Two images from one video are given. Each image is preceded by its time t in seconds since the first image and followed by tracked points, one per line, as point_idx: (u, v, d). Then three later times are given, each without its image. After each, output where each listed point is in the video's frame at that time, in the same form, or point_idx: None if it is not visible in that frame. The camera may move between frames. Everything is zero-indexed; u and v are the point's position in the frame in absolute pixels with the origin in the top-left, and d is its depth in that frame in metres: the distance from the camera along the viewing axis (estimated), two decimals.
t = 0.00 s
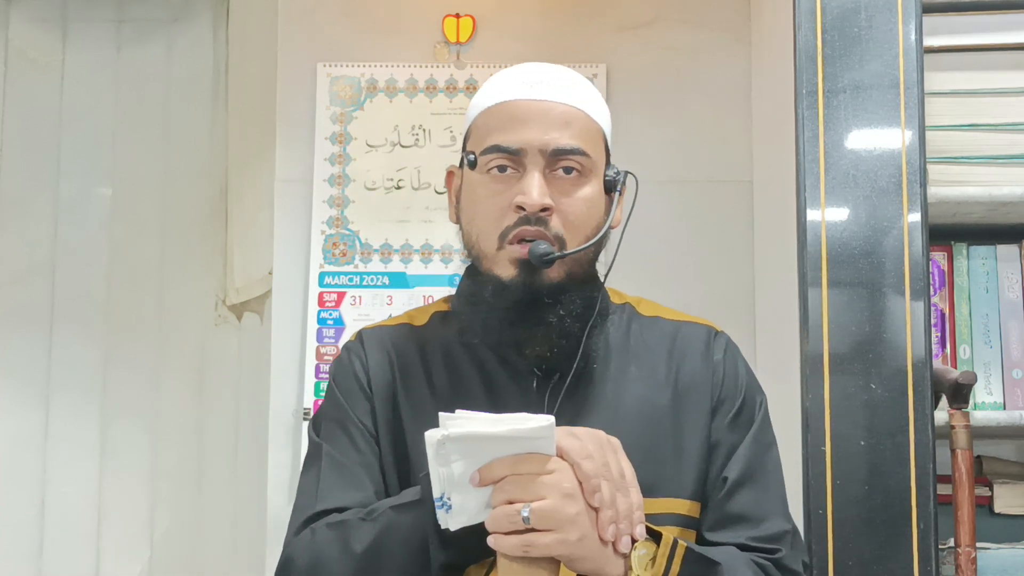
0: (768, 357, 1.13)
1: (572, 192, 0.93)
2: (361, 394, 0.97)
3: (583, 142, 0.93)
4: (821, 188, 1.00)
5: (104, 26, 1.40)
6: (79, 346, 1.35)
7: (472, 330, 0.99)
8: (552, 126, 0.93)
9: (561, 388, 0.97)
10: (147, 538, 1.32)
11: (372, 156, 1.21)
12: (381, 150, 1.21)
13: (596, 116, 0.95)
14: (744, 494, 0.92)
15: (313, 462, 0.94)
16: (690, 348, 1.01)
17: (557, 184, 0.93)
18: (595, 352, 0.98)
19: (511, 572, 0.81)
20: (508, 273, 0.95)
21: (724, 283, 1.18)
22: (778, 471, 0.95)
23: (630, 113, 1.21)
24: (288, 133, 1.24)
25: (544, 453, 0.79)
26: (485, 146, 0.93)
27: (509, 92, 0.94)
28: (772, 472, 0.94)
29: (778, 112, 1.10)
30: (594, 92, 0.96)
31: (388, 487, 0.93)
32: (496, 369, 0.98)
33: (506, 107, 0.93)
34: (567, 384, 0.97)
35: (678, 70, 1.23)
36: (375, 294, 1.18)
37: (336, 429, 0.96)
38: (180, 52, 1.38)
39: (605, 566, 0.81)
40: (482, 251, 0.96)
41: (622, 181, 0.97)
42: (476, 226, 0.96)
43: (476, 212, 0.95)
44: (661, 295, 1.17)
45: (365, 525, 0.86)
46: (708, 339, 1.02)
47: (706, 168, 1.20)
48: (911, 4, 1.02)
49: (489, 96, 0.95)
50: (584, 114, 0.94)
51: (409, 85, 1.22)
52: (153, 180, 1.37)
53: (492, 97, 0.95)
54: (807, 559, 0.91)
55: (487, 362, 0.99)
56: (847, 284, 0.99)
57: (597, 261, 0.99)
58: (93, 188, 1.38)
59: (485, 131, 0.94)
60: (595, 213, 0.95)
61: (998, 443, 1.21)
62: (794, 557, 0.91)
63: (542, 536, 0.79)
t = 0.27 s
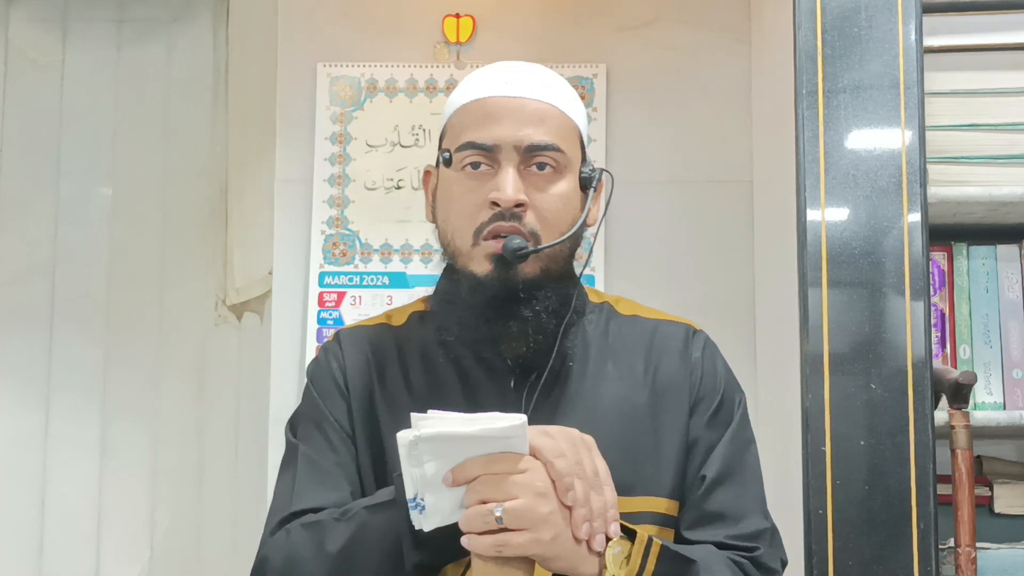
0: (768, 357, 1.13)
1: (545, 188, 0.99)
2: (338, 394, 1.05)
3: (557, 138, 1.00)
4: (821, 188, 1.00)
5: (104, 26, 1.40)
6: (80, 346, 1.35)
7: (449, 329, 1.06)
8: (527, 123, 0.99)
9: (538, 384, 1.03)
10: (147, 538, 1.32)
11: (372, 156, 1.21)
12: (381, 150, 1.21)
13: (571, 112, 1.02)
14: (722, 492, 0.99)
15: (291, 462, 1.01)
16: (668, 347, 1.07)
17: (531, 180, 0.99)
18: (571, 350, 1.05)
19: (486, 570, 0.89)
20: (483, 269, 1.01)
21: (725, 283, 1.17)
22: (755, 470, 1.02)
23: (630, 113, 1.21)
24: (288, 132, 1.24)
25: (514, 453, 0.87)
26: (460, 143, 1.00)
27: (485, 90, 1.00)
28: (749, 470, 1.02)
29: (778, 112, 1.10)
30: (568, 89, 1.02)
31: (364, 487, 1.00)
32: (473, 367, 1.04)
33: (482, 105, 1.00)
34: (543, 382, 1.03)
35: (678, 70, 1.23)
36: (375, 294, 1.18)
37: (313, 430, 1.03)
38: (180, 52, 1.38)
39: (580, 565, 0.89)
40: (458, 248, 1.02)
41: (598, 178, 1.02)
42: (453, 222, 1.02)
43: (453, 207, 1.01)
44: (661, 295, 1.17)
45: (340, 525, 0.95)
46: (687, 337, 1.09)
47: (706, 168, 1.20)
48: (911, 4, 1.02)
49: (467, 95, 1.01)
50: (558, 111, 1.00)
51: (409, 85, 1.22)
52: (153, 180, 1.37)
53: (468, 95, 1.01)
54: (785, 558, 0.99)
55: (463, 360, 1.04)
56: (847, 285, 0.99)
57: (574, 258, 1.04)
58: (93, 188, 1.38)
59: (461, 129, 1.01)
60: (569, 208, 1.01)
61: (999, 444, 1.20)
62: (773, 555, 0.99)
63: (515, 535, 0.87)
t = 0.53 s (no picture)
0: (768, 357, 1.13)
1: (517, 183, 1.10)
2: (313, 396, 1.14)
3: (529, 135, 1.10)
4: (821, 188, 1.00)
5: (105, 26, 1.40)
6: (80, 345, 1.35)
7: (423, 329, 1.16)
8: (499, 120, 1.10)
9: (512, 381, 1.13)
10: (147, 538, 1.32)
11: (372, 156, 1.21)
12: (381, 150, 1.20)
13: (542, 108, 1.12)
14: (697, 490, 1.09)
15: (264, 463, 1.12)
16: (643, 348, 1.15)
17: (505, 176, 1.10)
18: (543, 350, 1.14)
19: (459, 570, 1.04)
20: (457, 263, 1.13)
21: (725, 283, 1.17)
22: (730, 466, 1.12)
23: (630, 113, 1.21)
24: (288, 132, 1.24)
25: (485, 453, 1.02)
26: (434, 141, 1.11)
27: (460, 89, 1.11)
28: (724, 469, 1.12)
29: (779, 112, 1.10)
30: (538, 88, 1.13)
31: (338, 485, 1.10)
32: (448, 366, 1.15)
33: (455, 104, 1.11)
34: (514, 379, 1.13)
35: (678, 70, 1.23)
36: (376, 294, 1.18)
37: (288, 431, 1.13)
38: (181, 52, 1.38)
39: (552, 564, 1.03)
40: (433, 241, 1.13)
41: (570, 174, 1.13)
42: (427, 217, 1.13)
43: (427, 202, 1.12)
44: (664, 295, 1.18)
45: (311, 526, 1.08)
46: (661, 337, 1.16)
47: (705, 168, 1.20)
48: (911, 5, 1.02)
49: (441, 93, 1.12)
50: (530, 109, 1.11)
51: (409, 85, 1.22)
52: (153, 180, 1.37)
53: (443, 94, 1.12)
54: (759, 555, 1.10)
55: (438, 359, 1.15)
56: (847, 284, 0.99)
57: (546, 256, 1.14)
58: (93, 188, 1.38)
59: (435, 126, 1.12)
60: (542, 203, 1.11)
61: (1000, 444, 1.20)
62: (745, 554, 1.10)
63: (486, 535, 1.03)
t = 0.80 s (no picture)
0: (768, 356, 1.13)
1: (492, 180, 1.05)
2: (285, 395, 1.09)
3: (505, 133, 1.06)
4: (821, 187, 1.00)
5: (105, 26, 1.40)
6: (80, 345, 1.35)
7: (398, 329, 1.11)
8: (473, 118, 1.05)
9: (487, 379, 1.09)
10: (147, 538, 1.32)
11: (372, 156, 1.20)
12: (381, 149, 1.19)
13: (517, 107, 1.08)
14: (671, 488, 1.05)
15: (235, 464, 1.06)
16: (618, 347, 1.12)
17: (480, 173, 1.05)
18: (519, 347, 1.11)
19: (431, 570, 0.94)
20: (434, 263, 1.06)
21: (726, 282, 1.18)
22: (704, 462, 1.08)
23: (630, 113, 1.22)
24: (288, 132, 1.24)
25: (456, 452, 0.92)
26: (409, 139, 1.06)
27: (434, 86, 1.07)
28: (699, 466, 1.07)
29: (778, 112, 1.10)
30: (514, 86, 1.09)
31: (311, 487, 1.04)
32: (423, 365, 1.10)
33: (429, 101, 1.06)
34: (491, 378, 1.09)
35: (677, 70, 1.23)
36: (375, 295, 1.18)
37: (260, 431, 1.07)
38: (181, 52, 1.38)
39: (525, 563, 0.94)
40: (409, 241, 1.07)
41: (546, 173, 1.08)
42: (402, 217, 1.08)
43: (401, 202, 1.07)
44: (665, 295, 1.18)
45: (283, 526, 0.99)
46: (636, 336, 1.14)
47: (705, 168, 1.21)
48: (911, 5, 1.02)
49: (415, 92, 1.08)
50: (504, 107, 1.07)
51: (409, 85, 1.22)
52: (154, 180, 1.37)
53: (417, 91, 1.07)
54: (733, 552, 1.05)
55: (413, 358, 1.10)
56: (847, 284, 0.99)
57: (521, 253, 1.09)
58: (93, 188, 1.38)
59: (409, 124, 1.07)
60: (517, 201, 1.06)
61: (1000, 444, 1.19)
62: (720, 550, 1.05)
63: (458, 535, 0.93)
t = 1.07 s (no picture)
0: (767, 356, 1.13)
1: (467, 186, 0.98)
2: (259, 395, 1.01)
3: (479, 137, 0.99)
4: (821, 187, 1.00)
5: (104, 26, 1.40)
6: (79, 345, 1.35)
7: (373, 330, 1.03)
8: (447, 122, 0.98)
9: (465, 380, 1.01)
10: (146, 538, 1.31)
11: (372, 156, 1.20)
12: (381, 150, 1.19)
13: (492, 112, 1.02)
14: (648, 484, 0.96)
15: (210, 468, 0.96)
16: (595, 344, 1.05)
17: (454, 179, 0.98)
18: (497, 347, 1.02)
19: (407, 572, 0.82)
20: (410, 271, 0.98)
21: (725, 283, 1.19)
22: (681, 460, 0.99)
23: (630, 113, 1.22)
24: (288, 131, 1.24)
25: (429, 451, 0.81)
26: (381, 145, 0.99)
27: (405, 90, 1.00)
28: (676, 462, 0.98)
29: (779, 112, 1.10)
30: (490, 90, 1.03)
31: (285, 486, 0.98)
32: (400, 366, 1.02)
33: (402, 106, 0.99)
34: (470, 379, 1.01)
35: (677, 70, 1.23)
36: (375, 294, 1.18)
37: (235, 434, 0.99)
38: (181, 52, 1.38)
39: (499, 563, 0.83)
40: (384, 249, 0.99)
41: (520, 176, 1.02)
42: (376, 224, 1.00)
43: (375, 209, 0.99)
44: (664, 294, 1.19)
45: (258, 529, 0.88)
46: (612, 333, 1.06)
47: (705, 168, 1.21)
48: (911, 5, 1.02)
49: (387, 97, 1.01)
50: (479, 110, 1.00)
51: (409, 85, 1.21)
52: (153, 180, 1.37)
53: (389, 96, 1.01)
54: (712, 548, 0.94)
55: (390, 358, 1.02)
56: (847, 284, 0.99)
57: (497, 257, 1.03)
58: (92, 187, 1.38)
59: (381, 130, 1.00)
60: (493, 206, 1.00)
61: (1000, 444, 1.20)
62: (698, 547, 0.94)
63: (434, 535, 0.80)
